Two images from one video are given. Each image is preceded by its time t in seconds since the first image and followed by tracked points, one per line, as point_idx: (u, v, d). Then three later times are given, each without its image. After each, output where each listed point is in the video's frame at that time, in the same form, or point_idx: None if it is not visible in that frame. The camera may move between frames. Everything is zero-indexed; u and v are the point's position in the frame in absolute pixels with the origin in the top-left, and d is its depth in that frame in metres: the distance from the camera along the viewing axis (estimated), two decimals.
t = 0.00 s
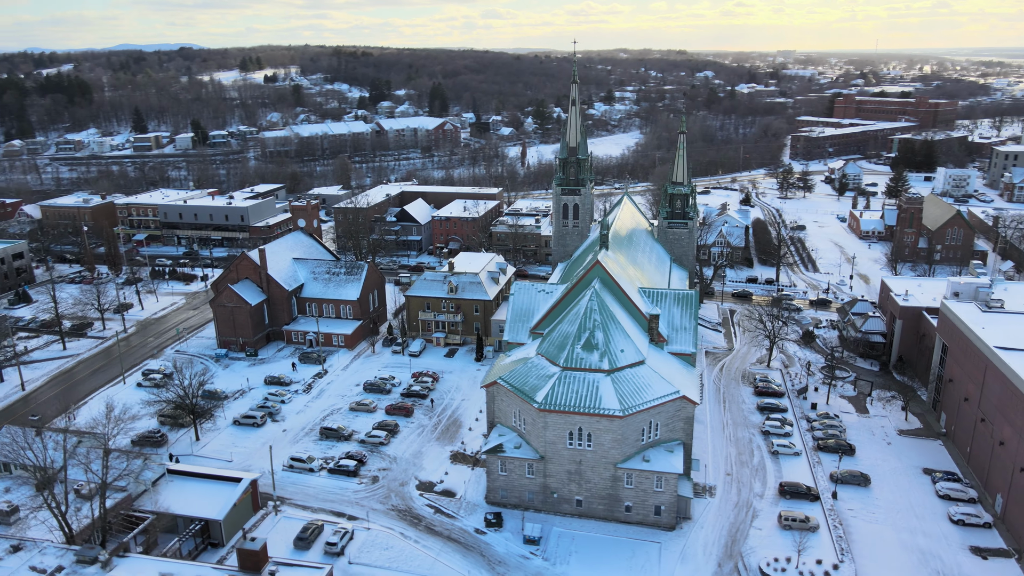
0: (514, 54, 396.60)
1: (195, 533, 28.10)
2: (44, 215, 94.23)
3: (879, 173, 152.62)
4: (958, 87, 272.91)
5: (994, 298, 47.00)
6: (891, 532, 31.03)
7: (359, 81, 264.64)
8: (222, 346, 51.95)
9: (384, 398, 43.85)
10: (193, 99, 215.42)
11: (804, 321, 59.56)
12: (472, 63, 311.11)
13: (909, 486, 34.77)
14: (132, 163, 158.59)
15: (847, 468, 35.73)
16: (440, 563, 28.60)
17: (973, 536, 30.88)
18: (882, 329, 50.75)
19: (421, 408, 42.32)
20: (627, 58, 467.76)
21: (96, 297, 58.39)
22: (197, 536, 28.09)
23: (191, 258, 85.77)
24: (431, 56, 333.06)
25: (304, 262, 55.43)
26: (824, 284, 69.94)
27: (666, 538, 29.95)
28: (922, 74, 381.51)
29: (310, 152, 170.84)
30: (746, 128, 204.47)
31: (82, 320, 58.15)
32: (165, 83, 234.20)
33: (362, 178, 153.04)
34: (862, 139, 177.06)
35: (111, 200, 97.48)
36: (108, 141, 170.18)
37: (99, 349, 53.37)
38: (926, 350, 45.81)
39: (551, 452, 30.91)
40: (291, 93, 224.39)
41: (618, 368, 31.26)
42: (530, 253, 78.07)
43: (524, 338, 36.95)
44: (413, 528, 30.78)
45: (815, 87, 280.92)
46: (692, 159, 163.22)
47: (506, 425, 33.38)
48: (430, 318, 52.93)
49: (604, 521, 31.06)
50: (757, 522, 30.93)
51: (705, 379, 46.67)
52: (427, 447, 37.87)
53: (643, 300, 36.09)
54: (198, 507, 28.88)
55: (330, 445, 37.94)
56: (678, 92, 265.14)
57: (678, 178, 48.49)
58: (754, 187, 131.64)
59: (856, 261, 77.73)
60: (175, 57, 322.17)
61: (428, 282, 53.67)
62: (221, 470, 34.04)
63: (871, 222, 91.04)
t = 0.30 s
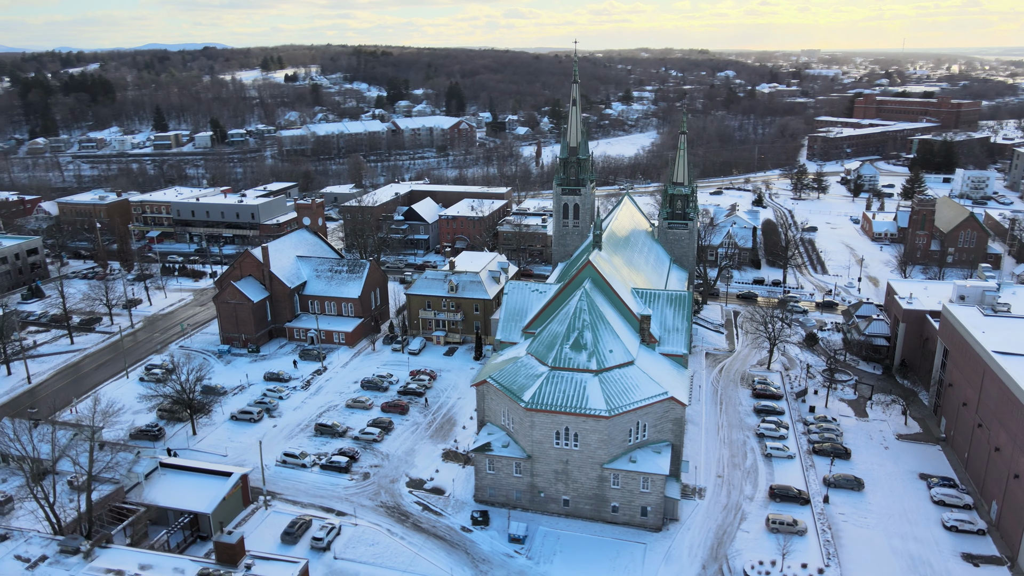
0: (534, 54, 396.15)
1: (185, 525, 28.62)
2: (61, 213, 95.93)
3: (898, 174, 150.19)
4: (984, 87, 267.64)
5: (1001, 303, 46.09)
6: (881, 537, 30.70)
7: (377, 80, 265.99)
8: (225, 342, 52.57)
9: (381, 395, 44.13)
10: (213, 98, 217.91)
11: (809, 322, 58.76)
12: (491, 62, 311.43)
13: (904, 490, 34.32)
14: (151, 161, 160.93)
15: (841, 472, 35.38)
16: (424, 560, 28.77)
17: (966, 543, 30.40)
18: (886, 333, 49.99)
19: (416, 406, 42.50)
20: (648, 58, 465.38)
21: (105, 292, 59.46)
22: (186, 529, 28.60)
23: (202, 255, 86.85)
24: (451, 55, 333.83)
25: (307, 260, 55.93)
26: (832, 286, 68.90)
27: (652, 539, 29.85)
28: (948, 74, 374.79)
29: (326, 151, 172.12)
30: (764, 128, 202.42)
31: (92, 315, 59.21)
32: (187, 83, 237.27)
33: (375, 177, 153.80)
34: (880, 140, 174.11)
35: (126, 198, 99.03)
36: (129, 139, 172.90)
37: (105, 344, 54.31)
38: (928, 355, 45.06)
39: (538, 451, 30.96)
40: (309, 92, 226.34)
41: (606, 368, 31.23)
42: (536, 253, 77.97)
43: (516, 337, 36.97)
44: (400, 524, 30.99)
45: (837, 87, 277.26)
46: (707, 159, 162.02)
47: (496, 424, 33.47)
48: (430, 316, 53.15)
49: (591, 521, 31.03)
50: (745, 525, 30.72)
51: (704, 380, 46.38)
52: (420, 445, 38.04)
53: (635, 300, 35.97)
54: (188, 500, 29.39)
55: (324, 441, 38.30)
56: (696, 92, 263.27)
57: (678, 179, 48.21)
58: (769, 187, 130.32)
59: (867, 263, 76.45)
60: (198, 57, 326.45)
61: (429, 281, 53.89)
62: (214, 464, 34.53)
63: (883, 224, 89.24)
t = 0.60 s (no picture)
0: (554, 53, 395.46)
1: (174, 518, 29.09)
2: (77, 209, 97.60)
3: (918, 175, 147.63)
4: (1012, 87, 262.10)
5: (1006, 307, 45.27)
6: (870, 542, 30.38)
7: (396, 79, 267.23)
8: (228, 339, 53.18)
9: (378, 393, 44.40)
10: (233, 97, 220.39)
11: (813, 324, 58.00)
12: (509, 62, 311.52)
13: (898, 495, 33.89)
14: (170, 159, 163.23)
15: (834, 476, 35.04)
16: (409, 556, 28.96)
17: (958, 550, 29.97)
18: (890, 336, 49.21)
19: (412, 404, 42.70)
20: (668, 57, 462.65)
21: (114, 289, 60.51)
22: (175, 522, 29.08)
23: (213, 252, 87.96)
24: (470, 55, 334.35)
25: (310, 259, 56.44)
26: (839, 288, 67.87)
27: (637, 540, 29.81)
28: (976, 74, 367.20)
29: (342, 150, 173.40)
30: (783, 128, 200.32)
31: (101, 310, 60.28)
32: (208, 82, 240.32)
33: (389, 176, 154.51)
34: (898, 141, 171.12)
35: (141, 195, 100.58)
36: (150, 137, 175.44)
37: (112, 339, 55.25)
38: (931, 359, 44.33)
39: (524, 451, 31.01)
40: (328, 91, 228.02)
41: (593, 368, 31.20)
42: (542, 252, 77.83)
43: (509, 336, 37.08)
44: (387, 521, 31.20)
45: (860, 87, 273.33)
46: (723, 159, 160.69)
47: (485, 423, 33.59)
48: (430, 315, 53.40)
49: (577, 521, 31.04)
50: (732, 527, 30.56)
51: (702, 382, 46.04)
52: (413, 443, 38.21)
53: (627, 301, 35.87)
54: (178, 494, 29.88)
55: (319, 437, 38.66)
56: (715, 92, 261.08)
57: (679, 180, 47.91)
58: (785, 188, 128.90)
59: (878, 265, 75.18)
60: (221, 56, 330.31)
61: (430, 280, 54.15)
62: (208, 459, 35.00)
63: (896, 226, 87.17)
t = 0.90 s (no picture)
0: (574, 53, 394.47)
1: (166, 511, 29.72)
2: (94, 207, 99.41)
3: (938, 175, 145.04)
4: None
5: (1012, 311, 44.48)
6: (859, 546, 30.14)
7: (414, 79, 268.28)
8: (232, 335, 53.89)
9: (375, 390, 44.74)
10: (253, 96, 222.81)
11: (818, 326, 57.26)
12: (527, 61, 311.37)
13: (891, 499, 33.54)
14: (188, 157, 165.44)
15: (827, 479, 34.76)
16: (395, 552, 29.18)
17: (948, 556, 29.61)
18: (893, 338, 48.51)
19: (408, 401, 42.96)
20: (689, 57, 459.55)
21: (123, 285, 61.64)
22: (167, 514, 29.69)
23: (224, 250, 89.04)
24: (489, 55, 334.71)
25: (314, 256, 57.01)
26: (847, 290, 66.86)
27: (622, 540, 29.85)
28: (1004, 74, 359.45)
29: (357, 149, 174.54)
30: (801, 129, 198.21)
31: (111, 306, 61.43)
32: (229, 82, 243.26)
33: (403, 176, 155.20)
34: (918, 142, 168.21)
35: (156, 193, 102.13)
36: (170, 136, 177.96)
37: (119, 334, 56.26)
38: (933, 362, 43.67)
39: (512, 450, 31.15)
40: (345, 91, 229.63)
41: (581, 368, 31.25)
42: (548, 251, 77.75)
43: (502, 335, 37.21)
44: (376, 517, 31.48)
45: (883, 87, 269.21)
46: (738, 159, 159.26)
47: (475, 421, 33.80)
48: (431, 313, 53.66)
49: (564, 520, 31.13)
50: (719, 529, 30.47)
51: (700, 382, 45.82)
52: (406, 439, 38.49)
53: (619, 301, 35.87)
54: (170, 487, 30.52)
55: (314, 433, 39.10)
56: (735, 92, 258.91)
57: (679, 180, 47.69)
58: (800, 188, 127.53)
59: (889, 267, 73.96)
60: (243, 55, 334.08)
61: (432, 279, 54.46)
62: (203, 452, 35.53)
63: (909, 228, 85.28)
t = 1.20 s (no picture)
0: (593, 53, 393.65)
1: (160, 501, 30.42)
2: (110, 205, 101.30)
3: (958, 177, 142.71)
4: None
5: (1016, 314, 43.76)
6: (847, 548, 30.05)
7: (432, 79, 269.50)
8: (236, 331, 54.72)
9: (374, 387, 45.22)
10: (272, 96, 225.32)
11: (821, 327, 56.69)
12: (546, 61, 311.42)
13: (882, 501, 33.34)
14: (207, 156, 167.76)
15: (818, 481, 34.66)
16: (382, 546, 29.58)
17: (937, 559, 29.40)
18: (895, 341, 47.93)
19: (405, 398, 43.37)
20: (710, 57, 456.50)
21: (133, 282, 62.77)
22: (161, 505, 30.40)
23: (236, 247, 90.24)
24: (508, 55, 335.25)
25: (318, 254, 57.65)
26: (854, 292, 66.10)
27: (608, 538, 30.02)
28: None
29: (373, 149, 175.87)
30: (819, 129, 196.27)
31: (121, 302, 62.64)
32: (249, 81, 246.24)
33: (416, 175, 156.08)
34: (938, 142, 165.61)
35: (170, 192, 103.75)
36: (189, 135, 180.52)
37: (127, 329, 57.33)
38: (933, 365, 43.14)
39: (500, 447, 31.41)
40: (363, 91, 231.24)
41: (570, 367, 31.45)
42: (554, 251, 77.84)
43: (495, 334, 37.55)
44: (366, 511, 31.91)
45: (905, 87, 265.39)
46: (754, 160, 158.16)
47: (466, 418, 34.11)
48: (432, 312, 54.00)
49: (551, 517, 31.32)
50: (705, 528, 30.51)
51: (697, 383, 45.73)
52: (401, 436, 38.87)
53: (611, 301, 35.99)
54: (165, 478, 31.24)
55: (311, 429, 39.66)
56: (754, 92, 256.80)
57: (679, 181, 47.59)
58: (814, 188, 126.26)
59: (900, 268, 72.92)
60: (265, 55, 337.85)
61: (434, 278, 54.81)
62: (200, 446, 36.24)
63: (921, 229, 83.29)
